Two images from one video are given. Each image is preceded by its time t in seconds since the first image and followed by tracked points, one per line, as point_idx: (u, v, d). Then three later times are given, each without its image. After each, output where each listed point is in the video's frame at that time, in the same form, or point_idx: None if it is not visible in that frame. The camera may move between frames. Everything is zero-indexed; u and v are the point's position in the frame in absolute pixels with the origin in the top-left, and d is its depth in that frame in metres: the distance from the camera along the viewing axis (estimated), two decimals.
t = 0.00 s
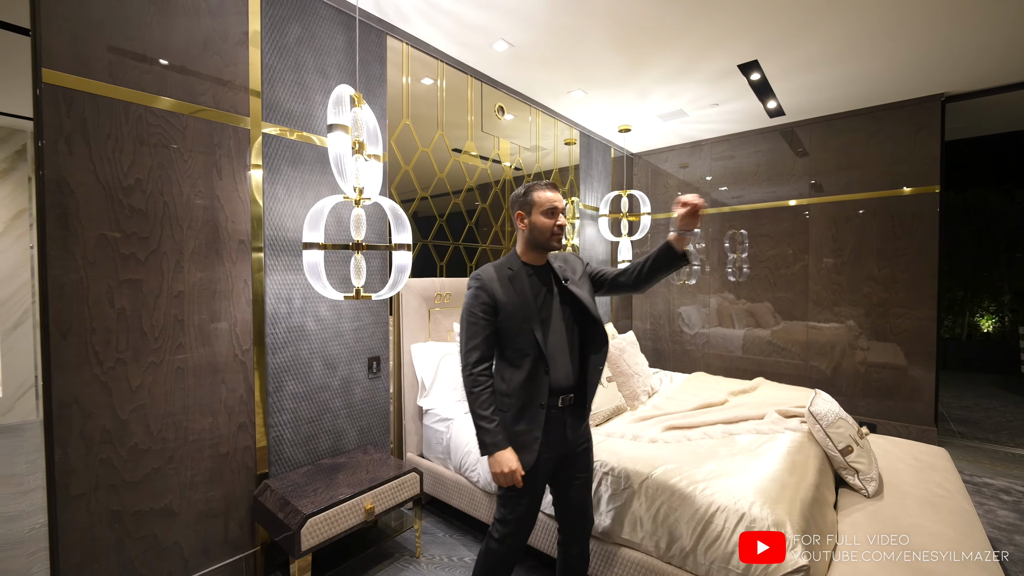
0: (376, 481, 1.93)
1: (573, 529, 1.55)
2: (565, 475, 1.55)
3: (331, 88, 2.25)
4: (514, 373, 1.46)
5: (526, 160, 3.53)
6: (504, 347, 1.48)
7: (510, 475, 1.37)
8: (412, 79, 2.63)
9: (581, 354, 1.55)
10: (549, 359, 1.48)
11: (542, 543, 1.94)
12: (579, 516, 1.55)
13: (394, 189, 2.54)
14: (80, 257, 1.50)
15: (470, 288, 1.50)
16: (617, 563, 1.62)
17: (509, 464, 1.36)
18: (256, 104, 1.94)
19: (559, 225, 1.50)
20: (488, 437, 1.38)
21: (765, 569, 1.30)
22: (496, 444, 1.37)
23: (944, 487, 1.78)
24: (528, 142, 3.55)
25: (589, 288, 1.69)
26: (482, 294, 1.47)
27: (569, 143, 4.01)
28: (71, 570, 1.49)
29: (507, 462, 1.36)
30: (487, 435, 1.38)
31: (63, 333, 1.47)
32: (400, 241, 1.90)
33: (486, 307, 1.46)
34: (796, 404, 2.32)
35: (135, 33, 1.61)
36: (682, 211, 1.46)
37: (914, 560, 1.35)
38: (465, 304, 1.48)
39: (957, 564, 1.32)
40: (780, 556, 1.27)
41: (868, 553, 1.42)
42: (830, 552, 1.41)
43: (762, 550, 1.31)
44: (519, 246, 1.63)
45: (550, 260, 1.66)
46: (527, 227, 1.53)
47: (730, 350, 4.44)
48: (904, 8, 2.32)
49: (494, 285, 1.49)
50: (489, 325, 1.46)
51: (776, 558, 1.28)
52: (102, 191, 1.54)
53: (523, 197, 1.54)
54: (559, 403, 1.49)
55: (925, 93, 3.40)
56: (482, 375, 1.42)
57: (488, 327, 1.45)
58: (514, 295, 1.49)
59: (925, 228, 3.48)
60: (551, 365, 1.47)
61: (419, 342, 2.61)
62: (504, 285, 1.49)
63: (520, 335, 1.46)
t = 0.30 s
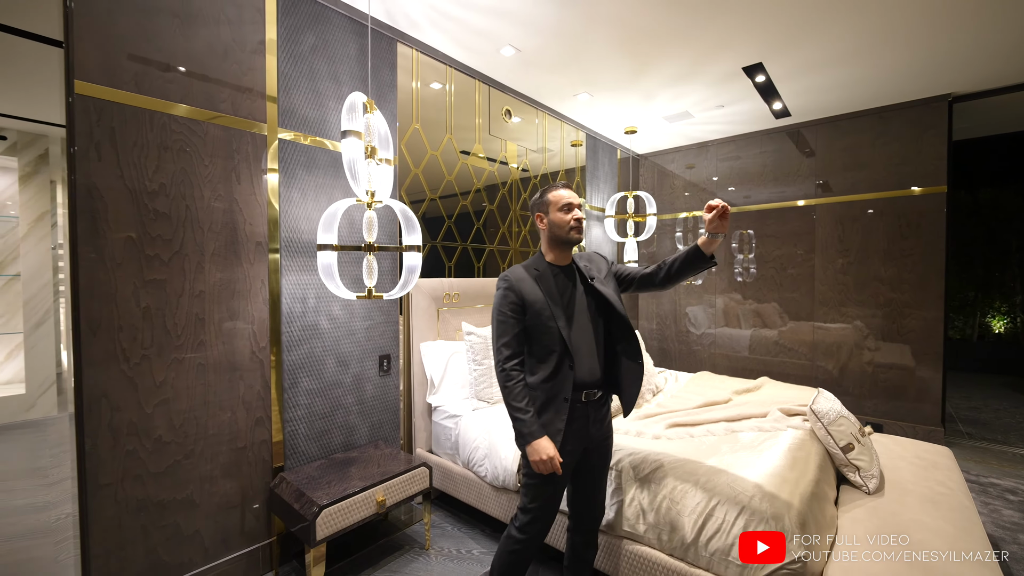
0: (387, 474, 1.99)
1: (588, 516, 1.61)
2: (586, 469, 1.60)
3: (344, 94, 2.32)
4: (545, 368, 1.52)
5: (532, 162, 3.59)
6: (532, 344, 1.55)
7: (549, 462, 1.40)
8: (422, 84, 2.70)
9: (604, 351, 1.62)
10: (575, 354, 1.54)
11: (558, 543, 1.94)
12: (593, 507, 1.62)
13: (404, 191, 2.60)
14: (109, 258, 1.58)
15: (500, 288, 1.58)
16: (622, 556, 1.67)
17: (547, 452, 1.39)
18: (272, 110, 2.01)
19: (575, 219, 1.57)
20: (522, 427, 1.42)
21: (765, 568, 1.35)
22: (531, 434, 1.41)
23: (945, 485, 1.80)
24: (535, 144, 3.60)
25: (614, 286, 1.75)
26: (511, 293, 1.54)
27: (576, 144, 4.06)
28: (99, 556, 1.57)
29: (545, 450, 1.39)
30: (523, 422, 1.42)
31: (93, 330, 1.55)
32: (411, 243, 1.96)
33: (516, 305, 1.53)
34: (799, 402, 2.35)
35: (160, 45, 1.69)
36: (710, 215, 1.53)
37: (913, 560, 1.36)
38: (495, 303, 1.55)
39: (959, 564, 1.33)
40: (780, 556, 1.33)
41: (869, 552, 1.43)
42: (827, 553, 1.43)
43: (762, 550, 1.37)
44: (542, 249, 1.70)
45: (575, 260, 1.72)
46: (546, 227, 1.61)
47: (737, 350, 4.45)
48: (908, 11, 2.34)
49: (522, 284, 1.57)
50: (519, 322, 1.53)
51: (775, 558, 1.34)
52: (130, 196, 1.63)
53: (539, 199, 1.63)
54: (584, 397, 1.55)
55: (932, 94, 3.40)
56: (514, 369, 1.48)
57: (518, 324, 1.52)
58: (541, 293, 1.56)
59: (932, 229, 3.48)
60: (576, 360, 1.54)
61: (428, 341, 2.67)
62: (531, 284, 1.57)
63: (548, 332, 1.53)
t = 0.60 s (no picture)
0: (397, 467, 2.05)
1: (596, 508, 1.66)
2: (595, 464, 1.64)
3: (356, 98, 2.38)
4: (558, 363, 1.57)
5: (540, 162, 3.63)
6: (545, 340, 1.60)
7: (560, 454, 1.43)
8: (431, 87, 2.75)
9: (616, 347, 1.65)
10: (586, 350, 1.58)
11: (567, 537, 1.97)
12: (599, 499, 1.66)
13: (413, 192, 2.66)
14: (133, 257, 1.66)
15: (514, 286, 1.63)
16: (627, 550, 1.70)
17: (559, 445, 1.43)
18: (287, 114, 2.08)
19: (578, 223, 1.60)
20: (535, 419, 1.47)
21: (767, 568, 1.36)
22: (544, 427, 1.46)
23: (950, 483, 1.80)
24: (542, 144, 3.64)
25: (625, 285, 1.78)
26: (526, 290, 1.59)
27: (583, 144, 4.09)
28: (124, 541, 1.64)
29: (557, 442, 1.43)
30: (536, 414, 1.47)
31: (119, 325, 1.63)
32: (420, 242, 2.01)
33: (529, 303, 1.58)
34: (805, 401, 2.36)
35: (181, 54, 1.76)
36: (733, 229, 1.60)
37: (913, 560, 1.36)
38: (510, 300, 1.60)
39: (959, 564, 1.32)
40: (780, 556, 1.34)
41: (869, 552, 1.43)
42: (825, 552, 1.43)
43: (762, 550, 1.38)
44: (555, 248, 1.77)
45: (588, 258, 1.76)
46: (553, 229, 1.67)
47: (745, 350, 4.45)
48: (914, 10, 2.34)
49: (536, 282, 1.61)
50: (533, 318, 1.58)
51: (776, 558, 1.35)
52: (154, 199, 1.70)
53: (547, 201, 1.69)
54: (594, 392, 1.59)
55: (943, 91, 3.37)
56: (529, 364, 1.53)
57: (532, 321, 1.57)
58: (554, 291, 1.61)
59: (943, 228, 3.45)
60: (587, 355, 1.58)
61: (437, 339, 2.72)
62: (545, 282, 1.61)
63: (561, 328, 1.58)
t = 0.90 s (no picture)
0: (404, 461, 2.08)
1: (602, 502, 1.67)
2: (595, 457, 1.65)
3: (364, 97, 2.41)
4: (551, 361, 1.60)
5: (547, 161, 3.64)
6: (540, 337, 1.63)
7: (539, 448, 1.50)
8: (438, 86, 2.78)
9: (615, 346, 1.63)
10: (581, 349, 1.59)
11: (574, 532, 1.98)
12: (604, 493, 1.67)
13: (420, 190, 2.69)
14: (148, 255, 1.70)
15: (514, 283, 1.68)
16: (631, 545, 1.70)
17: (540, 441, 1.49)
18: (296, 114, 2.12)
19: (567, 222, 1.59)
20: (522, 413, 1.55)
21: (765, 567, 1.37)
22: (530, 422, 1.52)
23: (961, 482, 1.78)
24: (549, 143, 3.65)
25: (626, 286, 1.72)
26: (522, 289, 1.63)
27: (590, 143, 4.09)
28: (139, 530, 1.69)
29: (539, 439, 1.50)
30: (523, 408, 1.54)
31: (134, 320, 1.67)
32: (427, 239, 2.03)
33: (526, 301, 1.62)
34: (812, 398, 2.35)
35: (193, 55, 1.80)
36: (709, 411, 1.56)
37: (913, 560, 1.34)
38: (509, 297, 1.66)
39: (956, 564, 1.30)
40: (779, 555, 1.34)
41: (869, 553, 1.41)
42: (828, 552, 1.42)
43: (762, 550, 1.38)
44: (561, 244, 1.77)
45: (593, 253, 1.74)
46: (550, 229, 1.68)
47: (755, 349, 4.42)
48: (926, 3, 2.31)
49: (533, 281, 1.64)
50: (528, 316, 1.62)
51: (776, 558, 1.35)
52: (168, 197, 1.75)
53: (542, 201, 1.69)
54: (589, 390, 1.59)
55: (957, 86, 3.32)
56: (520, 360, 1.59)
57: (526, 319, 1.61)
58: (551, 290, 1.62)
59: (956, 224, 3.40)
60: (581, 354, 1.59)
61: (444, 335, 2.75)
62: (542, 281, 1.63)
63: (554, 327, 1.60)
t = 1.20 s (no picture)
0: (413, 457, 2.10)
1: (609, 498, 1.67)
2: (595, 453, 1.65)
3: (374, 98, 2.44)
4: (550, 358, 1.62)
5: (556, 160, 3.64)
6: (540, 332, 1.66)
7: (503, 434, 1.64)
8: (447, 86, 2.79)
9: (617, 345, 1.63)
10: (583, 347, 1.60)
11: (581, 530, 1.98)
12: (610, 487, 1.68)
13: (430, 190, 2.71)
14: (164, 253, 1.74)
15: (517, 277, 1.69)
16: (636, 541, 1.71)
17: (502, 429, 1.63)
18: (308, 114, 2.15)
19: (611, 221, 1.61)
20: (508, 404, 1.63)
21: (766, 567, 1.37)
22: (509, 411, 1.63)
23: (978, 484, 1.75)
24: (558, 142, 3.65)
25: (626, 286, 1.74)
26: (526, 283, 1.64)
27: (599, 141, 4.08)
28: (156, 521, 1.73)
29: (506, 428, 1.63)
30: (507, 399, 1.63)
31: (151, 317, 1.71)
32: (435, 238, 2.05)
33: (529, 296, 1.64)
34: (824, 398, 2.32)
35: (209, 58, 1.84)
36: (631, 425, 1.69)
37: (913, 560, 1.33)
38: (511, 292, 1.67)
39: (954, 564, 1.30)
40: (779, 556, 1.35)
41: (869, 553, 1.40)
42: (838, 552, 1.40)
43: (762, 550, 1.38)
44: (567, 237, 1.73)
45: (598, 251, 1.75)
46: (579, 222, 1.64)
47: (767, 349, 4.36)
48: None
49: (539, 275, 1.64)
50: (529, 311, 1.64)
51: (776, 559, 1.36)
52: (183, 197, 1.79)
53: (577, 191, 1.63)
54: (588, 388, 1.61)
55: (976, 80, 3.24)
56: (514, 353, 1.64)
57: (528, 314, 1.63)
58: (554, 286, 1.63)
59: (976, 222, 3.32)
60: (582, 352, 1.60)
61: (453, 333, 2.77)
62: (547, 277, 1.64)
63: (555, 324, 1.62)
